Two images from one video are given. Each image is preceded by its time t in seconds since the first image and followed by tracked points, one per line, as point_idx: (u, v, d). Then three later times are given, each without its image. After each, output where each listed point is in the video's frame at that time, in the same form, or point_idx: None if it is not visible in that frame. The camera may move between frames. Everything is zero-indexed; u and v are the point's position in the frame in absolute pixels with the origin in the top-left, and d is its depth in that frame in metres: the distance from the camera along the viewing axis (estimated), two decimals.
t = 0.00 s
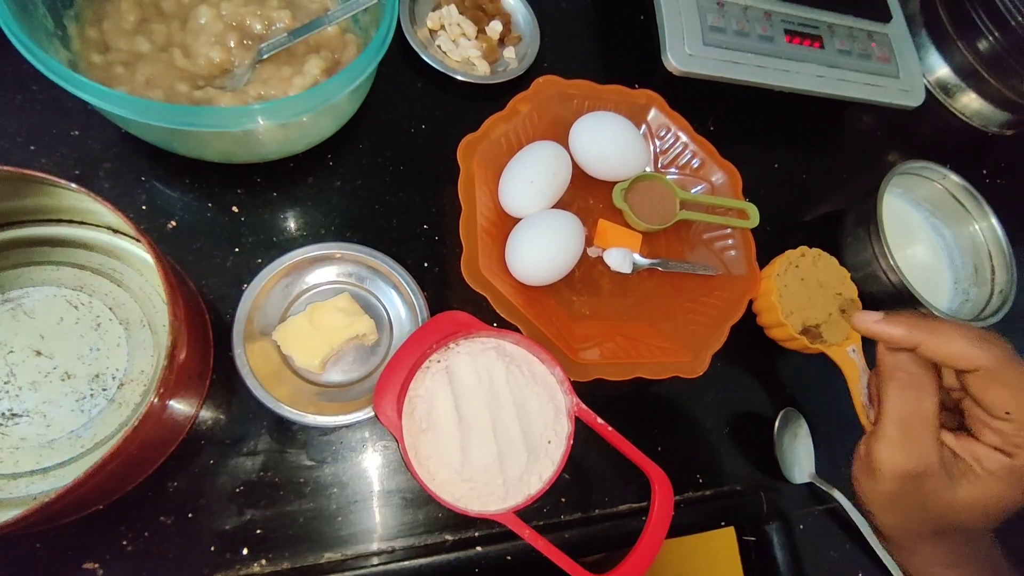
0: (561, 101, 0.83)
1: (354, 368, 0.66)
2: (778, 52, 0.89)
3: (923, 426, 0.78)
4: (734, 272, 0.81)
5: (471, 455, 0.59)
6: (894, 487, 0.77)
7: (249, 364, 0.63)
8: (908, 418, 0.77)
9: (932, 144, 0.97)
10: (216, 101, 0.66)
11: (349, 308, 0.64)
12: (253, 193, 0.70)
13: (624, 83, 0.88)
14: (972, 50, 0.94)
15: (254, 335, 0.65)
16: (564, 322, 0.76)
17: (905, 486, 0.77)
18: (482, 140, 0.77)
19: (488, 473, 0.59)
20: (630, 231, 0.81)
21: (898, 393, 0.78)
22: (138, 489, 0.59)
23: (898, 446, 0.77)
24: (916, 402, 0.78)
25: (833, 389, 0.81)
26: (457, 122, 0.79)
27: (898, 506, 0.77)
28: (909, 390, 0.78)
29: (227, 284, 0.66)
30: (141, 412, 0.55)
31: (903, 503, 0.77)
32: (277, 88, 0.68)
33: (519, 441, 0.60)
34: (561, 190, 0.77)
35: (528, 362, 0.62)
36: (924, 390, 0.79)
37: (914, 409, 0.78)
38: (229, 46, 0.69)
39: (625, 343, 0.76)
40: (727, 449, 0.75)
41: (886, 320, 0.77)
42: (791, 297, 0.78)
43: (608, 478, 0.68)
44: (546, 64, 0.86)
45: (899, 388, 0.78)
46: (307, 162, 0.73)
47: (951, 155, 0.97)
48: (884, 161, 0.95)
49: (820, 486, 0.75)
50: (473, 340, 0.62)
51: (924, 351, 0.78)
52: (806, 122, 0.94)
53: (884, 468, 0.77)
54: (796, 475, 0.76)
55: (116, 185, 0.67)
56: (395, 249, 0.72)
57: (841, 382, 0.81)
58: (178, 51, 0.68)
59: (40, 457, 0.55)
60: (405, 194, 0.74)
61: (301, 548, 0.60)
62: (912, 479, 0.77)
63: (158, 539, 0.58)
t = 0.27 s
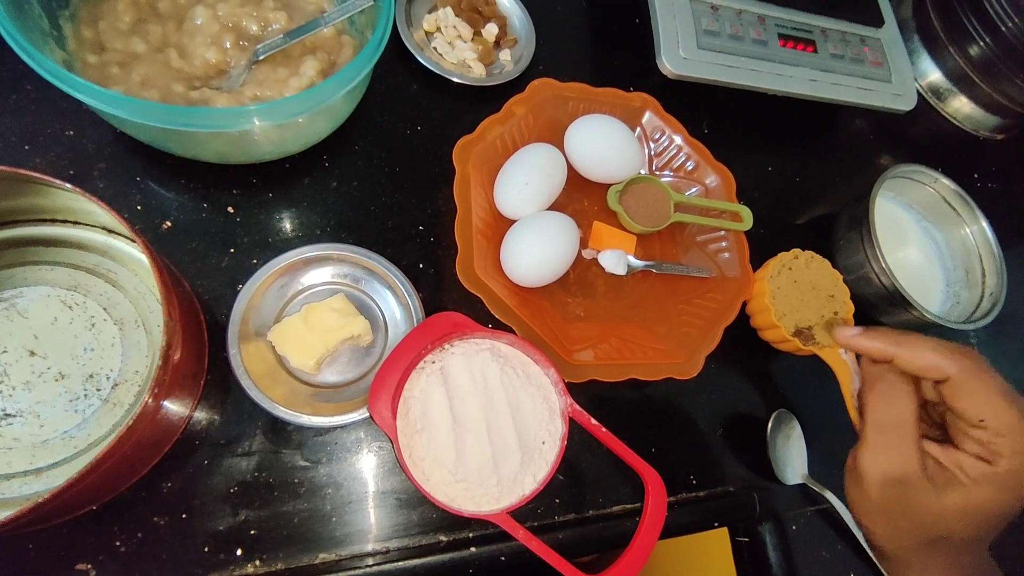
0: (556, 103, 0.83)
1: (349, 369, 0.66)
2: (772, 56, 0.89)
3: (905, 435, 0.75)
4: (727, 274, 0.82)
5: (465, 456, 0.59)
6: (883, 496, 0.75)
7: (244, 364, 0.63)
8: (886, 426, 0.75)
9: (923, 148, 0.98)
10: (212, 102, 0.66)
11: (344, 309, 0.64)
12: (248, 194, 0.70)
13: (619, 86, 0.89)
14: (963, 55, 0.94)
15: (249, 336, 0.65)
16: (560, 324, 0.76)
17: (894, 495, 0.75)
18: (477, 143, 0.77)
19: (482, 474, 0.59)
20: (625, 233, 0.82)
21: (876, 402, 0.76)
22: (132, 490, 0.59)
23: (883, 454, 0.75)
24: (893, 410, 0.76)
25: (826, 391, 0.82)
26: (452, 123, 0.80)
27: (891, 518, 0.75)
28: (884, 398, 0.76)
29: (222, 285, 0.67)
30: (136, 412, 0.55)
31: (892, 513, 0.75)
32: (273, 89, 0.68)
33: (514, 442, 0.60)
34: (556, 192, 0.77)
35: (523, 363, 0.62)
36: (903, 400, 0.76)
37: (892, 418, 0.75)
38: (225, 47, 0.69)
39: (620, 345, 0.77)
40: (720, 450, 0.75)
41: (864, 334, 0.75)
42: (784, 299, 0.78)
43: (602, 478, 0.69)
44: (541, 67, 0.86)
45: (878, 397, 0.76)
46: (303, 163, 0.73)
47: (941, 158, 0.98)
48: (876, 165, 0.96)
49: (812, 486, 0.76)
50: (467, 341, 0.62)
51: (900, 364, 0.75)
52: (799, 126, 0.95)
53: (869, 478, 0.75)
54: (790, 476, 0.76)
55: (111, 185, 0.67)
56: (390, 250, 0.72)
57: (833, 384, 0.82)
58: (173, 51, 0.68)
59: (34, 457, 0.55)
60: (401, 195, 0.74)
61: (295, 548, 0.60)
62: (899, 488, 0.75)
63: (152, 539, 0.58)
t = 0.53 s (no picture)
0: (558, 104, 0.83)
1: (351, 369, 0.66)
2: (773, 58, 0.90)
3: (893, 424, 0.76)
4: (728, 275, 0.82)
5: (469, 456, 0.59)
6: (876, 486, 0.76)
7: (247, 364, 0.63)
8: (876, 415, 0.76)
9: (922, 150, 0.99)
10: (215, 101, 0.66)
11: (347, 309, 0.65)
12: (251, 194, 0.70)
13: (620, 88, 0.89)
14: (962, 57, 0.94)
15: (251, 336, 0.65)
16: (562, 324, 0.76)
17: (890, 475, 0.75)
18: (480, 143, 0.77)
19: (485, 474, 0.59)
20: (626, 234, 0.82)
21: (864, 390, 0.76)
22: (135, 490, 0.59)
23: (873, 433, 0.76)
24: (880, 398, 0.76)
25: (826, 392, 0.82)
26: (455, 124, 0.80)
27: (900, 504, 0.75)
28: (871, 386, 0.77)
29: (225, 285, 0.66)
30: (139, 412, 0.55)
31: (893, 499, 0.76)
32: (276, 89, 0.68)
33: (517, 442, 0.60)
34: (558, 193, 0.77)
35: (526, 363, 0.62)
36: (889, 385, 0.77)
37: (880, 406, 0.76)
38: (229, 47, 0.69)
39: (621, 346, 0.77)
40: (721, 451, 0.76)
41: (848, 322, 0.76)
42: (784, 300, 0.79)
43: (604, 479, 0.69)
44: (543, 68, 0.86)
45: (865, 386, 0.77)
46: (306, 163, 0.73)
47: (940, 160, 0.99)
48: (876, 167, 0.96)
49: (813, 487, 0.76)
50: (470, 342, 0.62)
51: (883, 349, 0.76)
52: (799, 127, 0.95)
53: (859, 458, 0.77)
54: (790, 476, 0.76)
55: (114, 185, 0.67)
56: (393, 251, 0.72)
57: (833, 385, 0.82)
58: (177, 51, 0.68)
59: (36, 457, 0.55)
60: (403, 196, 0.74)
61: (299, 548, 0.60)
62: (892, 475, 0.76)
63: (155, 539, 0.58)
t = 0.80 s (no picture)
0: (560, 105, 0.83)
1: (352, 374, 0.66)
2: (777, 59, 0.89)
3: (852, 377, 0.81)
4: (732, 278, 0.81)
5: (470, 462, 0.58)
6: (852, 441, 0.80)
7: (246, 368, 0.62)
8: (836, 369, 0.81)
9: (927, 152, 0.98)
10: (214, 102, 0.65)
11: (347, 312, 0.64)
12: (250, 196, 0.69)
13: (623, 89, 0.88)
14: (967, 59, 0.93)
15: (250, 340, 0.64)
16: (563, 327, 0.76)
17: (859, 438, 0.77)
18: (481, 145, 0.76)
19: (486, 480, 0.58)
20: (629, 237, 0.81)
21: (820, 346, 0.80)
22: (132, 495, 0.58)
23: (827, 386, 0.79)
24: (836, 352, 0.81)
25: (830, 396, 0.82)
26: (456, 125, 0.79)
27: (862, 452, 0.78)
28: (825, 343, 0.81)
29: (223, 288, 0.66)
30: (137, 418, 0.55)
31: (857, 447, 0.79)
32: (276, 90, 0.67)
33: (518, 448, 0.59)
34: (561, 194, 0.77)
35: (527, 367, 0.62)
36: (839, 338, 0.82)
37: (838, 360, 0.81)
38: (228, 48, 0.69)
39: (624, 349, 0.76)
40: (724, 456, 0.75)
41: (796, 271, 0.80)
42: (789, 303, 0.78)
43: (606, 484, 0.68)
44: (545, 69, 0.86)
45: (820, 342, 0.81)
46: (306, 164, 0.72)
47: (944, 163, 0.98)
48: (880, 169, 0.96)
49: (816, 492, 0.75)
50: (472, 346, 0.61)
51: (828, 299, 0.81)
52: (803, 129, 0.94)
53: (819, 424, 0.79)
54: (794, 482, 0.76)
55: (112, 187, 0.66)
56: (393, 253, 0.71)
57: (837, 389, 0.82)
58: (175, 52, 0.67)
59: (32, 462, 0.55)
60: (403, 198, 0.74)
61: (298, 555, 0.59)
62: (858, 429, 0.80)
63: (152, 546, 0.58)
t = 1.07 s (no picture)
0: (559, 105, 0.83)
1: (350, 372, 0.66)
2: (776, 59, 0.89)
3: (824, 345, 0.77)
4: (730, 278, 0.82)
5: (467, 461, 0.59)
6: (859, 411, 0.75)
7: (244, 367, 0.62)
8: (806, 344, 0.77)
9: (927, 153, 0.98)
10: (213, 102, 0.65)
11: (345, 311, 0.64)
12: (249, 195, 0.70)
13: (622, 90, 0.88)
14: (966, 59, 0.93)
15: (249, 339, 0.64)
16: (562, 326, 0.76)
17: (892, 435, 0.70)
18: (480, 145, 0.77)
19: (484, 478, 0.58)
20: (627, 237, 0.81)
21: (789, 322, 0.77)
22: (130, 494, 0.58)
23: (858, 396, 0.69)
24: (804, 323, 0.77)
25: (828, 396, 0.82)
26: (455, 125, 0.79)
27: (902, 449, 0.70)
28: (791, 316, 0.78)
29: (222, 288, 0.66)
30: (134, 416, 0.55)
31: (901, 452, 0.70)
32: (274, 90, 0.67)
33: (516, 447, 0.59)
34: (559, 194, 0.77)
35: (525, 367, 0.62)
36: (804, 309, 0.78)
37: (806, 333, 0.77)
38: (227, 48, 0.69)
39: (622, 349, 0.76)
40: (722, 457, 0.75)
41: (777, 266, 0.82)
42: (787, 304, 0.78)
43: (605, 484, 0.68)
44: (544, 69, 0.86)
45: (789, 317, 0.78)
46: (304, 164, 0.73)
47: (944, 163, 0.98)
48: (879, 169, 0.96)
49: (815, 492, 0.75)
50: (470, 346, 0.61)
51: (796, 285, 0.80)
52: (802, 129, 0.94)
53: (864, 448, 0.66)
54: (792, 481, 0.75)
55: (111, 186, 0.67)
56: (391, 253, 0.71)
57: (836, 389, 0.82)
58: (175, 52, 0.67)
59: (30, 461, 0.55)
60: (402, 197, 0.74)
61: (296, 553, 0.60)
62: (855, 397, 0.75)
63: (150, 544, 0.58)
